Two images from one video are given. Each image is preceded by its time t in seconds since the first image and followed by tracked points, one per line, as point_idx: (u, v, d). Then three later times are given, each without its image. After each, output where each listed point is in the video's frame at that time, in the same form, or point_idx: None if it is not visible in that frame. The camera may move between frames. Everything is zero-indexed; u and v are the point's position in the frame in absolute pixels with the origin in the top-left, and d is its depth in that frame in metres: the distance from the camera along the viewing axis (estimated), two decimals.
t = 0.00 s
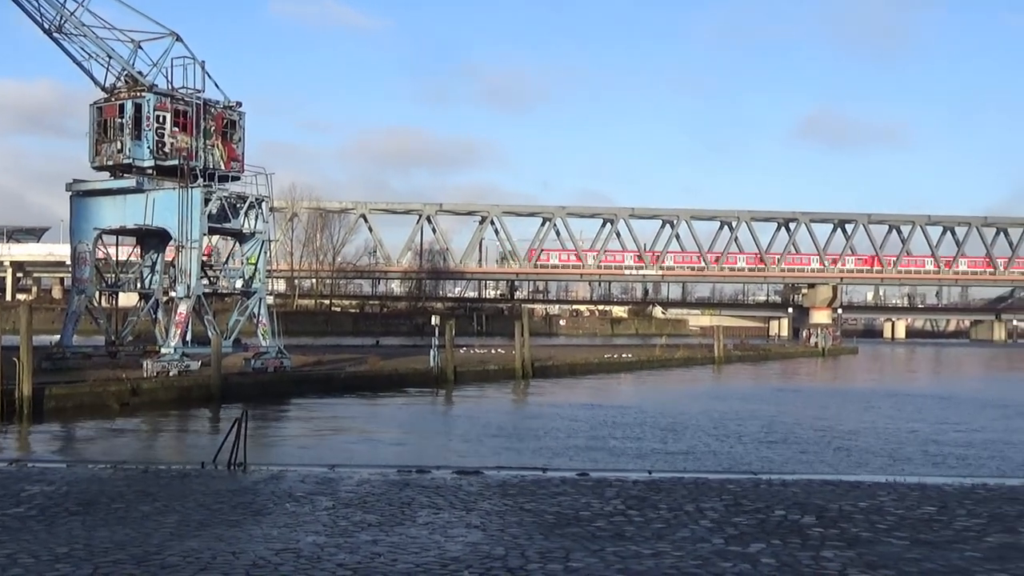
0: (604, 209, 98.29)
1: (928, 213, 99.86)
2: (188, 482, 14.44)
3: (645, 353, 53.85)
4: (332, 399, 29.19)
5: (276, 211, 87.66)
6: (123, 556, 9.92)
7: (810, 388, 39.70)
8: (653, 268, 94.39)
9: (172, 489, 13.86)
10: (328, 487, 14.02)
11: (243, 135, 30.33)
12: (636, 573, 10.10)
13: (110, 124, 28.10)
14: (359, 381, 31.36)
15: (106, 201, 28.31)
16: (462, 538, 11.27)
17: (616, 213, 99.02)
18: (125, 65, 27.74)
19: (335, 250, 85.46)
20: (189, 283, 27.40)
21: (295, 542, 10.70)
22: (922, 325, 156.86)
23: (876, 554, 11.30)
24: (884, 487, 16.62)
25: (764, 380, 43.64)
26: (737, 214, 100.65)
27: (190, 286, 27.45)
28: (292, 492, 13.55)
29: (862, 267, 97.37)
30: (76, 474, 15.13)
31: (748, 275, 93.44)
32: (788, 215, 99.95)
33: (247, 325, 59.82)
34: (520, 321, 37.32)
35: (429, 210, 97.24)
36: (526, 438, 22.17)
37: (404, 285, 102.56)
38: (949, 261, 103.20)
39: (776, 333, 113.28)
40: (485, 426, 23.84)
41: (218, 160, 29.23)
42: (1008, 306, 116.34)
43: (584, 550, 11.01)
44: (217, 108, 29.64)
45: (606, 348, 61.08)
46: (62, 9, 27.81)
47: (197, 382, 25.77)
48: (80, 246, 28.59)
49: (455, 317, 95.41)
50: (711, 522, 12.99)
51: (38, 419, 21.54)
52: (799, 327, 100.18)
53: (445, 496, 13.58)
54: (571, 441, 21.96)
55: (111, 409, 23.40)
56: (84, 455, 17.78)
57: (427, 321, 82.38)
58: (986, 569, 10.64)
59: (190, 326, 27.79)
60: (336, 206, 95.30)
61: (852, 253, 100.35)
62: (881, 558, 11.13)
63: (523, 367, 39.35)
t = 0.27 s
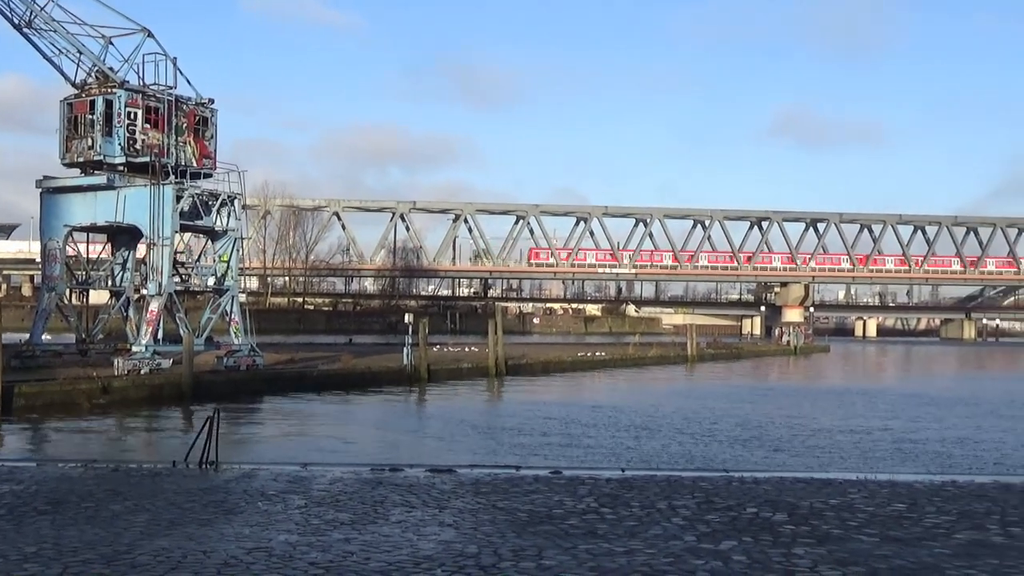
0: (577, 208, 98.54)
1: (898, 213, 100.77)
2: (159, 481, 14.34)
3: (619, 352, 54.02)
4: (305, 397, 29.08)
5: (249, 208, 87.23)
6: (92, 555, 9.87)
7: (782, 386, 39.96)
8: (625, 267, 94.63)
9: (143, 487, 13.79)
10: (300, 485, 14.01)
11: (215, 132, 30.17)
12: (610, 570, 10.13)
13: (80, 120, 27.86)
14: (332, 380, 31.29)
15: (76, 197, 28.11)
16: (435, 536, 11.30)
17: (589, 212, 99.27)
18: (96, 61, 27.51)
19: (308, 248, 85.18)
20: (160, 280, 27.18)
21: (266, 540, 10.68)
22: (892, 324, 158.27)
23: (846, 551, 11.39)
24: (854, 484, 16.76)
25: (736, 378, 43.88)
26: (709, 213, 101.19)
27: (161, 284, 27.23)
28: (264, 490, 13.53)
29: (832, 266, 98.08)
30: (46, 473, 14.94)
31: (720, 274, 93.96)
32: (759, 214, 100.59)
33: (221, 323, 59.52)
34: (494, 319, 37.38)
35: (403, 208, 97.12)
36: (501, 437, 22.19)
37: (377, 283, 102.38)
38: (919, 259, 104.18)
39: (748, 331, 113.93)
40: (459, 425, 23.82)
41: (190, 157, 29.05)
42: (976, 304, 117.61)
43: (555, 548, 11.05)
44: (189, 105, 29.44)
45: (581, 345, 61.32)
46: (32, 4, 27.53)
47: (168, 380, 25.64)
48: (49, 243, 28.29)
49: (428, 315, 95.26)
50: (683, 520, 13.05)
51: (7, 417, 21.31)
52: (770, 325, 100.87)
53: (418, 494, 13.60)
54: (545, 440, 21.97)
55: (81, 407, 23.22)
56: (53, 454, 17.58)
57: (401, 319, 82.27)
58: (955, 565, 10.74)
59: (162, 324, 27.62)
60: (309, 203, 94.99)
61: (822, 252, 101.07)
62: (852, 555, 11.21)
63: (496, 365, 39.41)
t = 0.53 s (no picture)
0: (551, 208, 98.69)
1: (870, 213, 101.52)
2: (131, 482, 14.24)
3: (593, 351, 54.10)
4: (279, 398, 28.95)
5: (222, 208, 86.74)
6: (64, 557, 9.79)
7: (756, 385, 40.13)
8: (599, 266, 94.79)
9: (115, 489, 13.70)
10: (274, 485, 13.97)
11: (188, 131, 30.02)
12: (584, 570, 10.15)
13: (51, 119, 27.64)
14: (305, 380, 31.17)
15: (46, 196, 27.88)
16: (409, 536, 11.29)
17: (563, 211, 99.42)
18: (67, 60, 27.28)
19: (281, 247, 84.82)
20: (132, 280, 26.90)
21: (239, 542, 10.62)
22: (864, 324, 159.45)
23: (819, 549, 11.48)
24: (827, 483, 16.88)
25: (711, 377, 44.03)
26: (683, 212, 101.59)
27: (134, 284, 26.93)
28: (238, 491, 13.46)
29: (805, 266, 98.69)
30: (17, 475, 14.80)
31: (693, 273, 94.34)
32: (733, 213, 101.08)
33: (194, 324, 59.24)
34: (469, 319, 37.33)
35: (377, 207, 96.90)
36: (475, 437, 22.13)
37: (351, 283, 102.07)
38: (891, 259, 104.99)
39: (722, 330, 114.42)
40: (434, 425, 23.75)
41: (162, 156, 28.88)
42: (947, 304, 118.62)
43: (530, 548, 11.07)
44: (162, 104, 29.25)
45: (555, 345, 61.42)
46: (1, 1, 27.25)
47: (140, 380, 25.47)
48: (20, 243, 27.96)
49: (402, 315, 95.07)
50: (657, 519, 13.10)
51: None
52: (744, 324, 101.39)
53: (393, 494, 13.58)
54: (520, 440, 21.94)
55: (52, 408, 23.03)
56: (24, 456, 17.41)
57: (375, 318, 82.07)
58: (926, 563, 10.84)
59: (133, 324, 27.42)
60: (282, 203, 94.61)
61: (794, 252, 101.68)
62: (824, 553, 11.29)
63: (471, 365, 39.36)
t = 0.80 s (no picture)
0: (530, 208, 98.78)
1: (847, 213, 102.10)
2: (107, 485, 14.15)
3: (572, 352, 54.20)
4: (257, 399, 28.85)
5: (200, 209, 86.35)
6: (39, 561, 9.74)
7: (735, 385, 40.31)
8: (578, 266, 94.90)
9: (90, 492, 13.62)
10: (252, 487, 13.94)
11: (165, 132, 29.87)
12: (563, 570, 10.19)
13: (27, 120, 27.45)
14: (284, 382, 31.07)
15: (22, 198, 27.72)
16: (389, 537, 11.29)
17: (541, 212, 99.51)
18: (43, 60, 27.08)
19: (259, 248, 84.52)
20: (109, 282, 26.78)
21: (218, 544, 10.61)
22: (842, 323, 160.33)
23: (796, 548, 11.57)
24: (804, 482, 16.98)
25: (689, 377, 44.13)
26: (661, 213, 101.87)
27: (110, 286, 26.83)
28: (216, 493, 13.42)
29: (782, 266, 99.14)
30: None
31: (672, 273, 94.64)
32: (711, 213, 101.46)
33: (172, 325, 59.00)
34: (448, 320, 37.30)
35: (356, 208, 96.70)
36: (454, 438, 22.11)
37: (329, 284, 101.76)
38: (868, 259, 105.59)
39: (701, 330, 114.81)
40: (413, 426, 23.71)
41: (139, 157, 28.76)
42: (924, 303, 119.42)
43: (509, 548, 11.09)
44: (138, 105, 29.10)
45: (534, 346, 61.45)
46: None
47: (117, 383, 25.32)
48: None
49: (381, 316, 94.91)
50: (636, 519, 13.15)
51: None
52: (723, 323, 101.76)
53: (371, 495, 13.58)
54: (500, 441, 21.95)
55: (29, 411, 22.85)
56: None
57: (353, 319, 81.90)
58: (903, 561, 10.93)
59: (110, 325, 27.26)
60: (260, 203, 94.27)
61: (772, 252, 102.13)
62: (802, 552, 11.36)
63: (450, 365, 39.31)
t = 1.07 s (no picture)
0: (507, 208, 98.87)
1: (822, 212, 102.72)
2: (82, 487, 14.08)
3: (549, 351, 54.31)
4: (233, 400, 28.74)
5: (175, 209, 85.93)
6: (13, 564, 9.68)
7: (713, 384, 40.50)
8: (555, 266, 95.02)
9: (64, 494, 13.55)
10: (229, 488, 13.91)
11: (139, 132, 29.69)
12: (539, 569, 10.21)
13: None
14: (260, 382, 30.96)
15: None
16: (365, 537, 11.29)
17: (518, 211, 99.60)
18: (15, 59, 26.87)
19: (237, 249, 84.22)
20: (83, 283, 26.62)
21: (193, 545, 10.58)
22: (818, 322, 161.24)
23: (772, 546, 11.65)
24: (780, 479, 17.11)
25: (667, 376, 44.32)
26: (638, 212, 102.16)
27: (85, 287, 26.66)
28: (192, 495, 13.38)
29: (758, 265, 99.61)
30: None
31: (649, 273, 94.93)
32: (687, 213, 101.87)
33: (148, 326, 58.71)
34: (425, 320, 37.26)
35: (333, 208, 96.48)
36: (432, 438, 22.11)
37: (306, 284, 101.50)
38: (843, 257, 106.25)
39: (678, 329, 115.26)
40: (390, 426, 23.68)
41: (113, 157, 28.58)
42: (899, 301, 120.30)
43: (486, 548, 11.12)
44: (112, 105, 28.90)
45: (512, 345, 61.49)
46: None
47: (92, 384, 25.16)
48: None
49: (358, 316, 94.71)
50: (613, 517, 13.24)
51: None
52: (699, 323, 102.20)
53: (348, 496, 13.58)
54: (477, 441, 21.95)
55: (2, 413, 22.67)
56: None
57: (331, 320, 81.70)
58: (876, 557, 11.06)
59: (85, 327, 27.09)
60: (237, 203, 93.92)
61: (748, 251, 102.64)
62: (777, 549, 11.48)
63: (427, 365, 39.32)
